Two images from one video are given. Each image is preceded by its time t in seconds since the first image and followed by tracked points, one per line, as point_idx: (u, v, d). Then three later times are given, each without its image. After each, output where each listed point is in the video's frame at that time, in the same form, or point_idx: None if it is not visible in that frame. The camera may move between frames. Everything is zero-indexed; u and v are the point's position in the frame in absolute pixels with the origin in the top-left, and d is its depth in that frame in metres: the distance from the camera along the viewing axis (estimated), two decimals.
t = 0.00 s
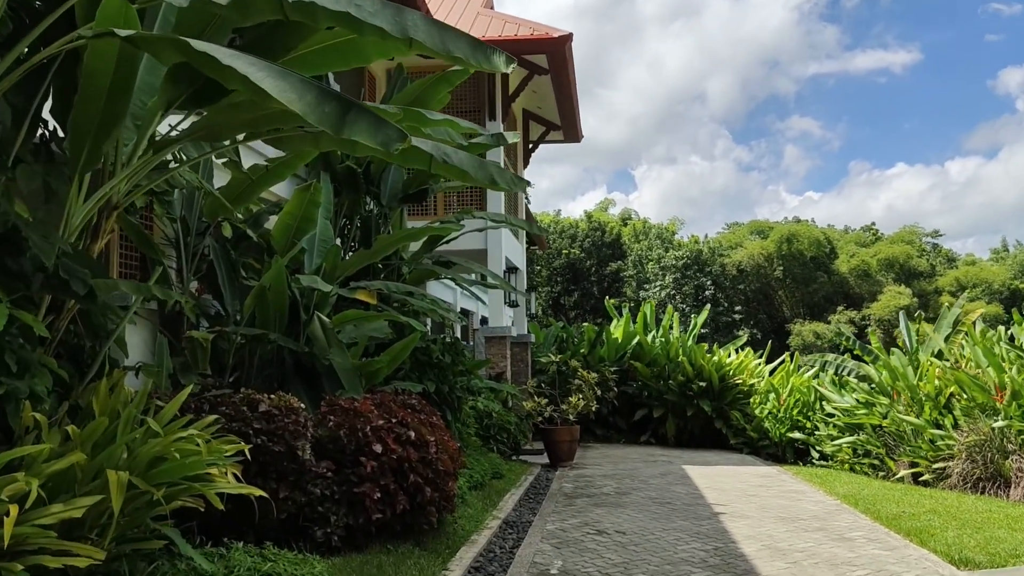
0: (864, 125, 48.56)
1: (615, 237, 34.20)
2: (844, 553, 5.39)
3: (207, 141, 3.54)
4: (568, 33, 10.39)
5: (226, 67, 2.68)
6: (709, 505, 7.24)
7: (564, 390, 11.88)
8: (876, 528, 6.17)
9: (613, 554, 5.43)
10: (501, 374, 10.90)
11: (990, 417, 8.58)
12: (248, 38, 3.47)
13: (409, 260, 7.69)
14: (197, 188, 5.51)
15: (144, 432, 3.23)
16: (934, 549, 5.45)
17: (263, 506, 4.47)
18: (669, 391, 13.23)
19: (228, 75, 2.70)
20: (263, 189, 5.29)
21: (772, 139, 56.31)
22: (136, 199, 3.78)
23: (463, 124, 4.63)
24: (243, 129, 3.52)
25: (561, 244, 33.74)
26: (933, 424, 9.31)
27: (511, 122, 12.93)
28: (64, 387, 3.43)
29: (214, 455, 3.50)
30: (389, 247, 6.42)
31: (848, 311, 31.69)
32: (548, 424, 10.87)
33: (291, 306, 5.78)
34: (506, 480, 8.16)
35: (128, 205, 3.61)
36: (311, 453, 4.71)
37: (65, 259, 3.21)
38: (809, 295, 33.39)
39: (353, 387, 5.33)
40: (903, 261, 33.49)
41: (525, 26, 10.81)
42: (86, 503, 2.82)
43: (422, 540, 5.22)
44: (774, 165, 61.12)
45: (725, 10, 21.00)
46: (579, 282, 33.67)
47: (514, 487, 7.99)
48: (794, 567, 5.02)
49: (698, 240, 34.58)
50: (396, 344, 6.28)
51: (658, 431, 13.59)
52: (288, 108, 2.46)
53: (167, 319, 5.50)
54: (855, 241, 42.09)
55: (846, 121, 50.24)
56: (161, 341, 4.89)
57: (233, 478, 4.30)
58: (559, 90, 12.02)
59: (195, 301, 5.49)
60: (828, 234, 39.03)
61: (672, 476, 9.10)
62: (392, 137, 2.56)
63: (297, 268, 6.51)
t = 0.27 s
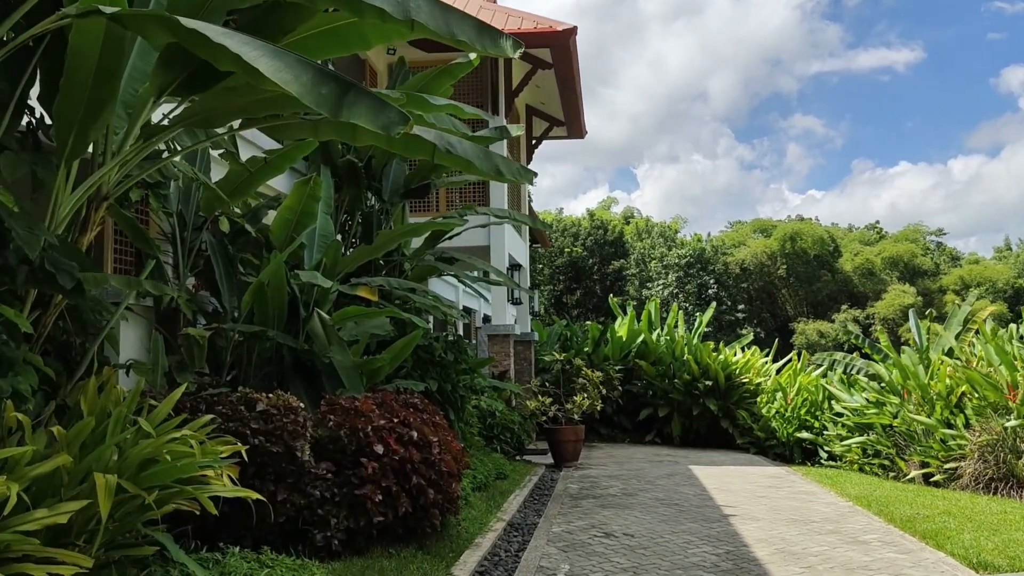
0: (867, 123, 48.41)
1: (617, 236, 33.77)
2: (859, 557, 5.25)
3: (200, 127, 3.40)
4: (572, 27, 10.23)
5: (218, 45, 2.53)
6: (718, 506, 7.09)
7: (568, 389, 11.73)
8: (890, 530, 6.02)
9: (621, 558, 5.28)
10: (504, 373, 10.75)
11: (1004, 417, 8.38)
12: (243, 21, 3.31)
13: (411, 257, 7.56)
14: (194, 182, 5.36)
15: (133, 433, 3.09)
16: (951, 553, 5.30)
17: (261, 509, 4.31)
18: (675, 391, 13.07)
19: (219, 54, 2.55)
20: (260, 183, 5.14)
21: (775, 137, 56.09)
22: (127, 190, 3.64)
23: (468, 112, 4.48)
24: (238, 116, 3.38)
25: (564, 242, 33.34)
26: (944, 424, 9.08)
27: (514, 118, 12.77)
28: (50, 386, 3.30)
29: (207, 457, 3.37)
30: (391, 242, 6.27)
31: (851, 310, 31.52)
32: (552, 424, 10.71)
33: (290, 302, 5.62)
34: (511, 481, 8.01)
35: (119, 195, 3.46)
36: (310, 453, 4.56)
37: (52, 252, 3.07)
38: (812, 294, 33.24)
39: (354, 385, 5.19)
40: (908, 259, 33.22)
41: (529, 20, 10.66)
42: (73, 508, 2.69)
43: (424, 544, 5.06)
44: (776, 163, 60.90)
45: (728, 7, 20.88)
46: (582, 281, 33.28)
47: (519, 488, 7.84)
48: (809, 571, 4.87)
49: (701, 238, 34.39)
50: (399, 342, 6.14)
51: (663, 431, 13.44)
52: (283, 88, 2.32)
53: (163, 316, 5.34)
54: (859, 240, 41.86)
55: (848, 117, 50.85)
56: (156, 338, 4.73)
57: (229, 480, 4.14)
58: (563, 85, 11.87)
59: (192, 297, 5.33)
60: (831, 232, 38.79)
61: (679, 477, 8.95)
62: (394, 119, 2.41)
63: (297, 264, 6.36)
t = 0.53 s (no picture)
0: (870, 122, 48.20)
1: (619, 235, 33.45)
2: (873, 560, 5.11)
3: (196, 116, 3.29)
4: (577, 21, 10.09)
5: (212, 26, 2.40)
6: (725, 508, 6.95)
7: (572, 388, 11.58)
8: (903, 533, 5.89)
9: (629, 561, 5.15)
10: (507, 371, 10.61)
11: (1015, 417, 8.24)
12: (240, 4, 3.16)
13: (413, 254, 7.44)
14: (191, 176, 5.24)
15: (124, 433, 2.99)
16: (967, 556, 5.16)
17: (259, 512, 4.18)
18: (679, 390, 12.94)
19: (213, 36, 2.42)
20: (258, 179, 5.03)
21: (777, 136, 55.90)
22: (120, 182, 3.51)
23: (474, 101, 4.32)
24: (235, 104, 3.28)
25: (565, 241, 33.06)
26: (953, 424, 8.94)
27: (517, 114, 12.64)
28: (39, 384, 3.22)
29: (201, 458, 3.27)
30: (393, 239, 6.13)
31: (853, 309, 31.29)
32: (555, 423, 10.58)
33: (290, 301, 5.49)
34: (514, 482, 7.86)
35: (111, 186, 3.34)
36: (311, 454, 4.44)
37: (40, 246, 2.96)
38: (814, 293, 33.05)
39: (355, 384, 5.07)
40: (910, 258, 33.03)
41: (532, 15, 10.53)
42: (60, 513, 2.58)
43: (427, 546, 4.94)
44: (777, 162, 60.69)
45: (731, 5, 20.76)
46: (583, 279, 33.02)
47: (523, 488, 7.71)
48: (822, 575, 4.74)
49: (703, 237, 34.23)
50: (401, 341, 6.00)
51: (667, 430, 13.31)
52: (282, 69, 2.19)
53: (159, 313, 5.20)
54: (861, 239, 41.69)
55: (851, 117, 50.60)
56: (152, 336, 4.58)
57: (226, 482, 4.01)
58: (566, 80, 11.73)
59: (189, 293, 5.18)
60: (833, 231, 38.59)
61: (685, 477, 8.82)
62: (402, 103, 2.29)
63: (297, 260, 6.22)
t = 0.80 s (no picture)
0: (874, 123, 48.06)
1: (622, 236, 33.33)
2: (890, 567, 4.97)
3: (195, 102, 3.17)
4: (584, 17, 9.96)
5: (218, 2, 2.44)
6: (735, 511, 6.81)
7: (577, 389, 11.44)
8: (919, 538, 5.74)
9: (639, 566, 5.01)
10: (512, 371, 10.47)
11: None
12: None
13: (418, 251, 7.30)
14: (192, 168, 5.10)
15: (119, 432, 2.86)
16: (986, 562, 5.02)
17: (260, 514, 4.04)
18: (685, 391, 12.79)
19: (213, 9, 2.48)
20: (259, 172, 4.92)
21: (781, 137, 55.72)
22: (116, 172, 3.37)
23: (483, 88, 4.16)
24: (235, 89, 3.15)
25: (568, 242, 32.91)
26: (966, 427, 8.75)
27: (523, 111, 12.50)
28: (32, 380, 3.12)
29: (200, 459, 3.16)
30: (398, 235, 5.98)
31: (857, 311, 31.05)
32: (560, 424, 10.44)
33: (292, 297, 5.35)
34: (520, 483, 7.73)
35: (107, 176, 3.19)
36: (313, 455, 4.30)
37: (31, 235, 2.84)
38: (817, 295, 32.85)
39: (358, 383, 4.92)
40: (914, 261, 32.82)
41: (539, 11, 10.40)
42: (50, 518, 2.44)
43: (433, 550, 4.80)
44: (780, 164, 60.50)
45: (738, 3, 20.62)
46: (586, 280, 32.88)
47: (528, 490, 7.58)
48: None
49: (706, 238, 34.10)
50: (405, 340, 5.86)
51: (672, 432, 13.17)
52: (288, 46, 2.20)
53: (158, 309, 5.07)
54: (865, 240, 41.52)
55: (854, 118, 50.59)
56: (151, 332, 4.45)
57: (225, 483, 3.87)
58: (572, 77, 11.59)
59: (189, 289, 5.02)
60: (837, 233, 38.42)
61: (693, 479, 8.67)
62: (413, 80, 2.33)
63: (299, 256, 6.07)
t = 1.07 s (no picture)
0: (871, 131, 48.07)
1: (619, 240, 33.26)
2: None
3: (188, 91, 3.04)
4: (586, 16, 9.82)
5: None
6: (739, 521, 6.66)
7: (576, 395, 11.30)
8: (929, 551, 5.59)
9: None
10: (511, 376, 10.32)
11: None
12: None
13: (416, 252, 7.15)
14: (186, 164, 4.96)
15: (104, 437, 2.73)
16: None
17: (252, 523, 3.89)
18: (685, 398, 12.65)
19: None
20: (255, 169, 4.79)
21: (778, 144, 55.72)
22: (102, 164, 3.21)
23: (491, 79, 4.00)
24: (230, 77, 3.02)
25: (565, 246, 32.81)
26: (970, 436, 8.61)
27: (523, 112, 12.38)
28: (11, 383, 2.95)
29: (190, 466, 3.03)
30: (397, 235, 5.83)
31: (853, 318, 30.86)
32: (560, 430, 10.29)
33: (288, 298, 5.21)
34: (519, 490, 7.58)
35: (94, 168, 3.05)
36: (308, 462, 4.15)
37: (14, 229, 2.70)
38: (814, 302, 32.64)
39: (355, 387, 4.77)
40: (910, 268, 32.73)
41: (540, 11, 10.27)
42: (32, 527, 2.31)
43: (430, 559, 4.65)
44: (777, 171, 60.49)
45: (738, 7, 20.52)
46: (583, 285, 32.82)
47: (528, 497, 7.42)
48: None
49: (703, 243, 34.02)
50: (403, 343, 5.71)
51: (672, 438, 13.03)
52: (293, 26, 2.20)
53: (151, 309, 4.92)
54: (862, 247, 41.45)
55: (851, 126, 50.56)
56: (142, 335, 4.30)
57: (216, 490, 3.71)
58: (573, 79, 11.47)
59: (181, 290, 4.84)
60: (834, 239, 38.34)
61: (694, 487, 8.52)
62: (422, 62, 2.42)
63: (295, 257, 5.92)
